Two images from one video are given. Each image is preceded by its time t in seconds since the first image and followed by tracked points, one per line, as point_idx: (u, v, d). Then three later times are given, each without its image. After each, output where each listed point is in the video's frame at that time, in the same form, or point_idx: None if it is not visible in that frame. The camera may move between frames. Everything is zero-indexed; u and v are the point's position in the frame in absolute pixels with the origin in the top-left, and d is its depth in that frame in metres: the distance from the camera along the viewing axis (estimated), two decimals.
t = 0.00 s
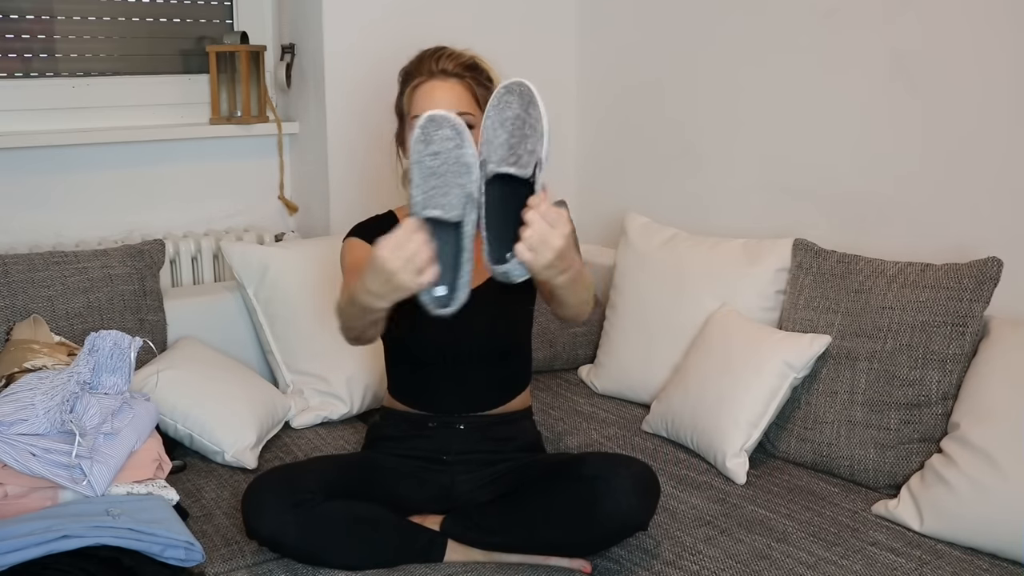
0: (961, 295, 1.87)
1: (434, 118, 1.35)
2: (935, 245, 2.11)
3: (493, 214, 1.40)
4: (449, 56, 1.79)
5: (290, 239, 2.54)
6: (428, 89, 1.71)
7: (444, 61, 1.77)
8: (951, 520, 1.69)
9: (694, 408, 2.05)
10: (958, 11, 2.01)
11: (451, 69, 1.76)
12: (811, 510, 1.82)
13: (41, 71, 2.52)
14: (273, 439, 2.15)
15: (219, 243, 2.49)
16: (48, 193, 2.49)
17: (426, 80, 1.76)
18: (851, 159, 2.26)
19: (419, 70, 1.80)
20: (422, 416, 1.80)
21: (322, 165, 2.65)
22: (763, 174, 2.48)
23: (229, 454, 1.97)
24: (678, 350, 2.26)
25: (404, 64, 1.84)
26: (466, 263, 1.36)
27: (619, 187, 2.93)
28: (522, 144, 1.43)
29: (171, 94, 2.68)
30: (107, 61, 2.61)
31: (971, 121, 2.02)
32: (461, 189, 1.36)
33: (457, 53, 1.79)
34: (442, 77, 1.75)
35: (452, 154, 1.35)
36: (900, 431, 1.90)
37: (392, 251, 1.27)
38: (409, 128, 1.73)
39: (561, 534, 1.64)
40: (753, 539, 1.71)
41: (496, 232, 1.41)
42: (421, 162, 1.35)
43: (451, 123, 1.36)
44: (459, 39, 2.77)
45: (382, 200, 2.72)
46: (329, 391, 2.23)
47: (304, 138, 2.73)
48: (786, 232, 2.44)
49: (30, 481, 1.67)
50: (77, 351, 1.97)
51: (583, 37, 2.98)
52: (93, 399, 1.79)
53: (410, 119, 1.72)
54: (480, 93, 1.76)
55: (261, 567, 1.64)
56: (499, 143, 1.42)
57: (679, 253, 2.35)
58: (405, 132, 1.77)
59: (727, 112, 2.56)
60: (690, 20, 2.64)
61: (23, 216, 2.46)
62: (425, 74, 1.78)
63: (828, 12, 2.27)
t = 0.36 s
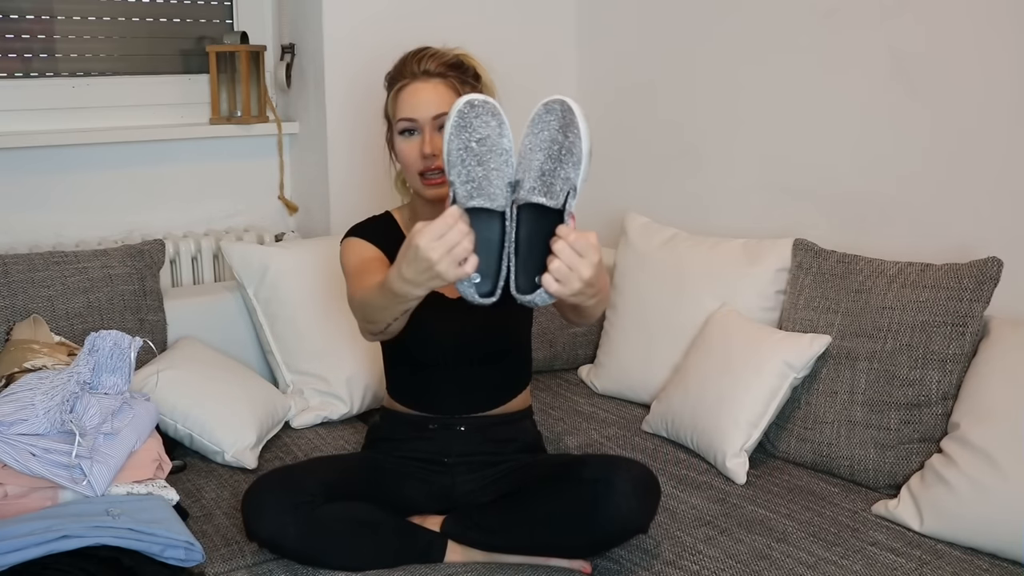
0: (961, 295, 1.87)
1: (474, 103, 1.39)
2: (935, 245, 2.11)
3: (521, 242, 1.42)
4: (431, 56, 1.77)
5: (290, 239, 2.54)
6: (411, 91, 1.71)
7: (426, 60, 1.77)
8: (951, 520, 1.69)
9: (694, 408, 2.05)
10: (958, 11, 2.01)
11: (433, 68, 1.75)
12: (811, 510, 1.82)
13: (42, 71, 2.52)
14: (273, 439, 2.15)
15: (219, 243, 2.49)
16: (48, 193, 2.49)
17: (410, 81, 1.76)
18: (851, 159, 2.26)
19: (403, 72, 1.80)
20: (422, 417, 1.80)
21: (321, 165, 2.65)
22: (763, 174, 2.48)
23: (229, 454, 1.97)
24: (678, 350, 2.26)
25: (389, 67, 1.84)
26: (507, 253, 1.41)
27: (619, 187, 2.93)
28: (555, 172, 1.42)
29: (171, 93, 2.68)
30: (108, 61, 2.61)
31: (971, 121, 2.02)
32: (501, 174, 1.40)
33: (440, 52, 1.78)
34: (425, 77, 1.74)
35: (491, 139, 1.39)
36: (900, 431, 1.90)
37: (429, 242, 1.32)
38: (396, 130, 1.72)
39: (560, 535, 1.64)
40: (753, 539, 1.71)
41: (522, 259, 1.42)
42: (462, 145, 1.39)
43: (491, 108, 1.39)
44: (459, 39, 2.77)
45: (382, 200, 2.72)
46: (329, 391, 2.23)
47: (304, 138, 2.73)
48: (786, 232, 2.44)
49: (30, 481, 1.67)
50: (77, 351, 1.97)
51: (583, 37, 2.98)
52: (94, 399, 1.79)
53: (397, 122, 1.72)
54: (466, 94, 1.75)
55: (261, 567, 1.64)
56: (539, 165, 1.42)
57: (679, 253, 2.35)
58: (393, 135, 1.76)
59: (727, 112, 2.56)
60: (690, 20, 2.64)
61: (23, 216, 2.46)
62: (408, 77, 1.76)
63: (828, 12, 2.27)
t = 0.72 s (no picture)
0: (961, 296, 1.87)
1: (497, 97, 1.42)
2: (935, 245, 2.12)
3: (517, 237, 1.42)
4: (431, 58, 1.75)
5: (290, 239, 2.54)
6: (411, 96, 1.71)
7: (427, 63, 1.75)
8: (951, 520, 1.69)
9: (694, 408, 2.05)
10: (958, 12, 2.01)
11: (434, 71, 1.74)
12: (811, 510, 1.82)
13: (42, 71, 2.52)
14: (273, 439, 2.15)
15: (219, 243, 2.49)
16: (48, 193, 2.49)
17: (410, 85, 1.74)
18: (851, 159, 2.26)
19: (402, 73, 1.78)
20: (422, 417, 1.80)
21: (322, 165, 2.65)
22: (763, 174, 2.48)
23: (229, 454, 1.97)
24: (678, 350, 2.26)
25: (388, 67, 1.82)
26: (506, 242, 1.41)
27: (619, 186, 2.93)
28: (567, 177, 1.41)
29: (172, 93, 2.68)
30: (108, 61, 2.61)
31: (971, 121, 2.02)
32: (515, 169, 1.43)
33: (441, 53, 1.76)
34: (425, 81, 1.73)
35: (509, 134, 1.42)
36: (900, 431, 1.90)
37: (428, 225, 1.33)
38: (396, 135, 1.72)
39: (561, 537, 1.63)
40: (753, 539, 1.71)
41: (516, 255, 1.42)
42: (477, 136, 1.42)
43: (515, 105, 1.43)
44: (459, 40, 2.77)
45: (383, 200, 2.72)
46: (329, 391, 2.23)
47: (304, 138, 2.73)
48: (786, 232, 2.44)
49: (30, 481, 1.67)
50: (77, 351, 1.97)
51: (583, 37, 2.98)
52: (94, 399, 1.79)
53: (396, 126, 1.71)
54: (467, 98, 1.74)
55: (261, 568, 1.64)
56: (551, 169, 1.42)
57: (679, 253, 2.35)
58: (392, 137, 1.76)
59: (727, 112, 2.56)
60: (690, 20, 2.64)
61: (23, 216, 2.46)
62: (408, 79, 1.75)
63: (828, 12, 2.27)
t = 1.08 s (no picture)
0: (961, 296, 1.87)
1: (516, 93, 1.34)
2: (935, 245, 2.11)
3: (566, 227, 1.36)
4: (429, 62, 1.76)
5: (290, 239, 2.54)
6: (410, 99, 1.70)
7: (424, 67, 1.75)
8: (952, 520, 1.69)
9: (694, 408, 2.05)
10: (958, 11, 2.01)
11: (432, 75, 1.74)
12: (811, 510, 1.82)
13: (42, 71, 2.52)
14: (273, 439, 2.15)
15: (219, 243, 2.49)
16: (48, 193, 2.49)
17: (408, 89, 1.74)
18: (851, 159, 2.26)
19: (398, 78, 1.77)
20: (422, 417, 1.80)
21: (322, 165, 2.65)
22: (764, 174, 2.48)
23: (229, 454, 1.97)
24: (678, 350, 2.26)
25: (383, 72, 1.82)
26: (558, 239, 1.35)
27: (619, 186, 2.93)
28: (601, 160, 1.38)
29: (172, 94, 2.69)
30: (108, 61, 2.61)
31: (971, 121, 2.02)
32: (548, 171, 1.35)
33: (437, 57, 1.77)
34: (424, 84, 1.73)
35: (537, 130, 1.35)
36: (900, 431, 1.90)
37: (491, 231, 1.26)
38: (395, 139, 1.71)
39: (561, 537, 1.63)
40: (752, 539, 1.71)
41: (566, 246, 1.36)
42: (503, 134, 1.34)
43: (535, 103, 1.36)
44: (459, 40, 2.77)
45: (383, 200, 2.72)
46: (329, 391, 2.23)
47: (304, 138, 2.73)
48: (786, 232, 2.44)
49: (30, 481, 1.67)
50: (77, 351, 1.97)
51: (584, 37, 2.98)
52: (94, 399, 1.79)
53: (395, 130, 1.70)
54: (465, 101, 1.74)
55: (261, 568, 1.64)
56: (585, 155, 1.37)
57: (679, 253, 2.35)
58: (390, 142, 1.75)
59: (727, 111, 2.56)
60: (690, 20, 2.64)
61: (23, 216, 2.46)
62: (405, 83, 1.75)
63: (828, 12, 2.27)
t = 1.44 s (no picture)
0: (961, 296, 1.87)
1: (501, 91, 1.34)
2: (935, 245, 2.11)
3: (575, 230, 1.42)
4: (439, 59, 1.76)
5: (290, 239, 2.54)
6: (421, 95, 1.70)
7: (434, 64, 1.75)
8: (952, 520, 1.69)
9: (694, 408, 2.05)
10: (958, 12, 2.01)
11: (443, 72, 1.74)
12: (811, 510, 1.82)
13: (42, 71, 2.52)
14: (273, 438, 2.15)
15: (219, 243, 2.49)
16: (49, 193, 2.49)
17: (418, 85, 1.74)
18: (851, 159, 2.26)
19: (407, 74, 1.77)
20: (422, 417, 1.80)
21: (322, 165, 2.65)
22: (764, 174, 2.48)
23: (229, 454, 1.97)
24: (678, 350, 2.26)
25: (392, 67, 1.82)
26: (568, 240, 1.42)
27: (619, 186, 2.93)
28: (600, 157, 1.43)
29: (172, 94, 2.69)
30: (107, 61, 2.61)
31: (971, 122, 2.02)
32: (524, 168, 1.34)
33: (446, 55, 1.77)
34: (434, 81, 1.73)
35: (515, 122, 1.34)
36: (900, 431, 1.90)
37: (448, 224, 1.28)
38: (405, 134, 1.70)
39: (561, 536, 1.63)
40: (753, 539, 1.71)
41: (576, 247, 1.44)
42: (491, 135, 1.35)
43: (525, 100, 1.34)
44: (459, 40, 2.77)
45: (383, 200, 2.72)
46: (329, 391, 2.23)
47: (304, 138, 2.73)
48: (786, 232, 2.44)
49: (30, 481, 1.67)
50: (77, 351, 1.97)
51: (584, 37, 2.98)
52: (93, 399, 1.79)
53: (406, 125, 1.70)
54: (474, 97, 1.74)
55: (261, 568, 1.64)
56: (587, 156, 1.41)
57: (680, 253, 2.35)
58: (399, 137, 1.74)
59: (727, 111, 2.56)
60: (690, 20, 2.64)
61: (23, 216, 2.46)
62: (415, 80, 1.75)
63: (828, 12, 2.27)
